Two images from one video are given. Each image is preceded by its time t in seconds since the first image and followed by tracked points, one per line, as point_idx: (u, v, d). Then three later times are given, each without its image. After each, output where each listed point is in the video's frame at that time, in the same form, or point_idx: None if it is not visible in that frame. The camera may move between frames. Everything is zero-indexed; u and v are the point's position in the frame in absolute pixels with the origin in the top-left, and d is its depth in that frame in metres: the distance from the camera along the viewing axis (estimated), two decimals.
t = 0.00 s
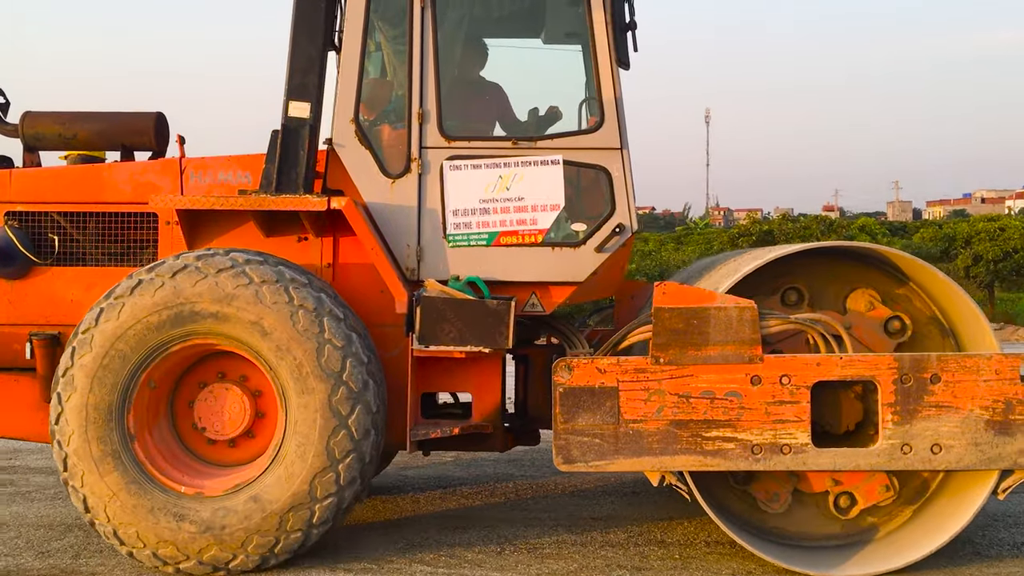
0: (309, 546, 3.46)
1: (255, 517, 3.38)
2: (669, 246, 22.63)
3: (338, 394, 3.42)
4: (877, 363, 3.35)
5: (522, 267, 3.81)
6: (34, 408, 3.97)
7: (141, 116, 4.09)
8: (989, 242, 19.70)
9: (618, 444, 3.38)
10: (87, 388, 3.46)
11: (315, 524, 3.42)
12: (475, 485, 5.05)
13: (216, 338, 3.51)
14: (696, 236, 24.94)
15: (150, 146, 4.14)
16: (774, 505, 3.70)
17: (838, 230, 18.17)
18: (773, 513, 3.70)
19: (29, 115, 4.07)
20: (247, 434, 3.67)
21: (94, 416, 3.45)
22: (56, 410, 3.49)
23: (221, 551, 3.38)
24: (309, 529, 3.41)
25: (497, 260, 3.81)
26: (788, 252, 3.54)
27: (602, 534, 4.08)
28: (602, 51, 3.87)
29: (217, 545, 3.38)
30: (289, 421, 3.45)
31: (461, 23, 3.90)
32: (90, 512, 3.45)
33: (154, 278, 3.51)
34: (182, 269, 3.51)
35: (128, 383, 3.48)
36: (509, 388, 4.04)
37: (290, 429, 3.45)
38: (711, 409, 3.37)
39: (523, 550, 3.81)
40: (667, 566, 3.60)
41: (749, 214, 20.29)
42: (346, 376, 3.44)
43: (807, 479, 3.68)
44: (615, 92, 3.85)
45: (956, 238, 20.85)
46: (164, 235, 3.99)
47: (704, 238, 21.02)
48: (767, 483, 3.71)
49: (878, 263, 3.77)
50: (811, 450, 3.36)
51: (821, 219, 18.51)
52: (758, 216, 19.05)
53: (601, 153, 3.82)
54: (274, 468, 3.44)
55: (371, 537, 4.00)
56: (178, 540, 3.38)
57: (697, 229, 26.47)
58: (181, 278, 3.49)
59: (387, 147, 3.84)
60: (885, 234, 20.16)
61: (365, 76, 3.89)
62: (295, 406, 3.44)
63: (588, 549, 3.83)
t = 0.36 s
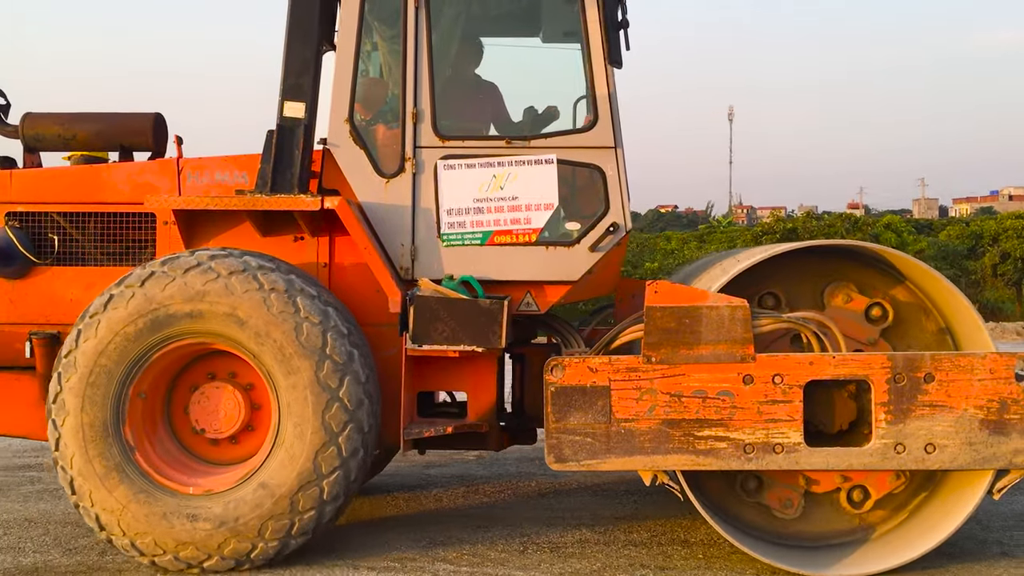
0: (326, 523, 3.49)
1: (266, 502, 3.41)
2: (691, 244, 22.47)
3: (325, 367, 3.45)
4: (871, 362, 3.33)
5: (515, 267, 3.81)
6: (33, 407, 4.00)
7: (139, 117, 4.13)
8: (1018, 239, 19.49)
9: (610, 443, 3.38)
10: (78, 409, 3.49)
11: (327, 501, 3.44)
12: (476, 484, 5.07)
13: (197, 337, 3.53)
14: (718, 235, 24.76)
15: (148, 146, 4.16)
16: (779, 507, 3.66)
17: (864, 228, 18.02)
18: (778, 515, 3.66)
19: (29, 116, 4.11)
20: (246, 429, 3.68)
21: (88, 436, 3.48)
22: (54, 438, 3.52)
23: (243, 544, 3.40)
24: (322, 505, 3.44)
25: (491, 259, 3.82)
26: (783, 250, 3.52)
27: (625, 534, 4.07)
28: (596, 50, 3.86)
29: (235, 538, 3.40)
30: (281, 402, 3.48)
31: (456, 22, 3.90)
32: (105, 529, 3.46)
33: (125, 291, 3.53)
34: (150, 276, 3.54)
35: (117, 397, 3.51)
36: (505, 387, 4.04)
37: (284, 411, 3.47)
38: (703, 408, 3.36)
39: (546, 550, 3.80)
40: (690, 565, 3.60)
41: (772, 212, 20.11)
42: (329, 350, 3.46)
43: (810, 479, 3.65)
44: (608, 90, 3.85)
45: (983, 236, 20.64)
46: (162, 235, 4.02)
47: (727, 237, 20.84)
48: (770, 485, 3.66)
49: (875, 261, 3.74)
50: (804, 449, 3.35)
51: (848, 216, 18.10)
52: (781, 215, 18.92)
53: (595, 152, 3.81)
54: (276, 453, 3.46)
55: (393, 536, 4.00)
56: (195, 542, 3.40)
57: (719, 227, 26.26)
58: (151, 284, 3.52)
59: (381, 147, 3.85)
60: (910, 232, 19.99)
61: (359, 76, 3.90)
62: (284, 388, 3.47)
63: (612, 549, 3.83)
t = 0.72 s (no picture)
0: (338, 498, 3.50)
1: (275, 486, 3.43)
2: (713, 244, 22.32)
3: (308, 342, 3.48)
4: (864, 363, 3.32)
5: (510, 267, 3.82)
6: (34, 406, 4.04)
7: (139, 119, 4.16)
8: None
9: (602, 444, 3.37)
10: (76, 429, 3.52)
11: (334, 475, 3.46)
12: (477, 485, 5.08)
13: (181, 340, 3.57)
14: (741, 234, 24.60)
15: (148, 148, 4.20)
16: (792, 512, 3.64)
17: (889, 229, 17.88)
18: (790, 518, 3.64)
19: (30, 118, 4.14)
20: (244, 425, 3.70)
21: (89, 457, 3.51)
22: (59, 463, 3.55)
23: (262, 532, 3.43)
24: (331, 481, 3.45)
25: (485, 260, 3.83)
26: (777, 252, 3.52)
27: (648, 535, 4.07)
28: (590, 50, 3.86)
29: (251, 528, 3.42)
30: (271, 385, 3.51)
31: (452, 23, 3.91)
32: (123, 542, 3.48)
33: (102, 309, 3.56)
34: (125, 287, 3.56)
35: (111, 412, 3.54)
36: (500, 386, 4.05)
37: (277, 394, 3.50)
38: (696, 409, 3.35)
39: (569, 551, 3.80)
40: (714, 567, 3.60)
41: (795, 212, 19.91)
42: (310, 328, 3.49)
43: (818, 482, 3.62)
44: (603, 91, 3.84)
45: (1011, 237, 20.43)
46: (161, 235, 4.06)
47: (750, 237, 20.71)
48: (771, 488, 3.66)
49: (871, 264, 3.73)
50: (797, 451, 3.34)
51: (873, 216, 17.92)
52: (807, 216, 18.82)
53: (590, 153, 3.82)
54: (277, 437, 3.49)
55: (415, 537, 4.01)
56: (212, 540, 3.42)
57: (743, 227, 26.10)
58: (127, 296, 3.55)
59: (377, 148, 3.86)
60: (936, 233, 19.81)
61: (355, 77, 3.92)
62: (273, 373, 3.50)
63: (635, 550, 3.84)
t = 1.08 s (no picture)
0: (347, 475, 3.52)
1: (281, 471, 3.46)
2: (737, 247, 22.20)
3: (290, 324, 3.52)
4: (858, 368, 3.31)
5: (506, 271, 3.83)
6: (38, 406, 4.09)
7: (141, 123, 4.20)
8: None
9: (595, 447, 3.37)
10: (78, 450, 3.55)
11: (338, 452, 3.48)
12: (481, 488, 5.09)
13: (168, 348, 3.60)
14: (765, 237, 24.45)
15: (150, 152, 4.24)
16: (808, 520, 3.61)
17: (914, 233, 17.71)
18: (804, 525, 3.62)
19: (34, 123, 4.18)
20: (241, 426, 3.73)
21: (94, 478, 3.53)
22: (67, 488, 3.57)
23: (276, 519, 3.45)
24: (336, 458, 3.48)
25: (481, 264, 3.84)
26: (769, 257, 3.52)
27: (656, 539, 4.06)
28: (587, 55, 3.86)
29: (265, 516, 3.44)
30: (261, 372, 3.54)
31: (450, 28, 3.94)
32: (144, 554, 3.49)
33: (86, 331, 3.59)
34: (104, 305, 3.60)
35: (109, 428, 3.57)
36: (498, 390, 4.05)
37: (268, 382, 3.53)
38: (688, 413, 3.35)
39: (591, 555, 3.81)
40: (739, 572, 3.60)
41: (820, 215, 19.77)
42: (289, 312, 3.53)
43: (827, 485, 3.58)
44: (600, 95, 3.84)
45: None
46: (163, 239, 4.09)
47: (775, 240, 20.59)
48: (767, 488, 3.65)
49: (868, 268, 3.71)
50: (790, 455, 3.33)
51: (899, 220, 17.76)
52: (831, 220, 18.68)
53: (585, 157, 3.82)
54: (275, 425, 3.51)
55: (436, 540, 4.02)
56: (228, 535, 3.44)
57: (768, 231, 25.96)
58: (107, 313, 3.58)
59: (374, 152, 3.89)
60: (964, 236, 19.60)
61: (353, 81, 3.94)
62: (261, 363, 3.53)
63: (657, 554, 3.84)
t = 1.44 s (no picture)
0: (354, 450, 3.56)
1: (288, 455, 3.49)
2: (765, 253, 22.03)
3: (271, 308, 3.57)
4: (853, 375, 3.29)
5: (504, 277, 3.84)
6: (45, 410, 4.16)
7: (148, 131, 4.26)
8: None
9: (589, 453, 3.38)
10: (88, 473, 3.59)
11: (339, 429, 3.52)
12: (488, 493, 5.11)
13: (160, 360, 3.65)
14: (794, 243, 24.23)
15: (156, 159, 4.30)
16: (828, 526, 3.57)
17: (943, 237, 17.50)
18: (822, 531, 3.59)
19: (42, 132, 4.25)
20: (241, 430, 3.76)
21: (106, 499, 3.56)
22: (85, 513, 3.60)
23: (292, 505, 3.47)
24: (339, 435, 3.51)
25: (480, 270, 3.86)
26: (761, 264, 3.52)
27: (657, 545, 4.06)
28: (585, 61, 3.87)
29: (280, 503, 3.47)
30: (251, 362, 3.58)
31: (450, 36, 3.97)
32: (171, 564, 3.51)
33: (75, 359, 3.64)
34: (89, 329, 3.65)
35: (114, 446, 3.61)
36: (498, 395, 4.06)
37: (260, 372, 3.57)
38: (683, 419, 3.35)
39: (618, 561, 3.81)
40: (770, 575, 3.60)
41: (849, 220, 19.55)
42: (267, 300, 3.58)
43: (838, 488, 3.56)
44: (597, 102, 3.85)
45: None
46: (168, 245, 4.14)
47: (805, 246, 20.43)
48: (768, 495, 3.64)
49: (870, 274, 3.68)
50: (785, 462, 3.31)
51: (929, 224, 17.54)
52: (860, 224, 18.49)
53: (583, 164, 3.83)
54: (275, 414, 3.55)
55: (463, 544, 4.04)
56: (248, 528, 3.47)
57: (797, 236, 25.76)
58: (92, 336, 3.63)
59: (374, 159, 3.92)
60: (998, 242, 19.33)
61: (353, 88, 3.98)
62: (250, 355, 3.57)
63: (684, 561, 3.84)
